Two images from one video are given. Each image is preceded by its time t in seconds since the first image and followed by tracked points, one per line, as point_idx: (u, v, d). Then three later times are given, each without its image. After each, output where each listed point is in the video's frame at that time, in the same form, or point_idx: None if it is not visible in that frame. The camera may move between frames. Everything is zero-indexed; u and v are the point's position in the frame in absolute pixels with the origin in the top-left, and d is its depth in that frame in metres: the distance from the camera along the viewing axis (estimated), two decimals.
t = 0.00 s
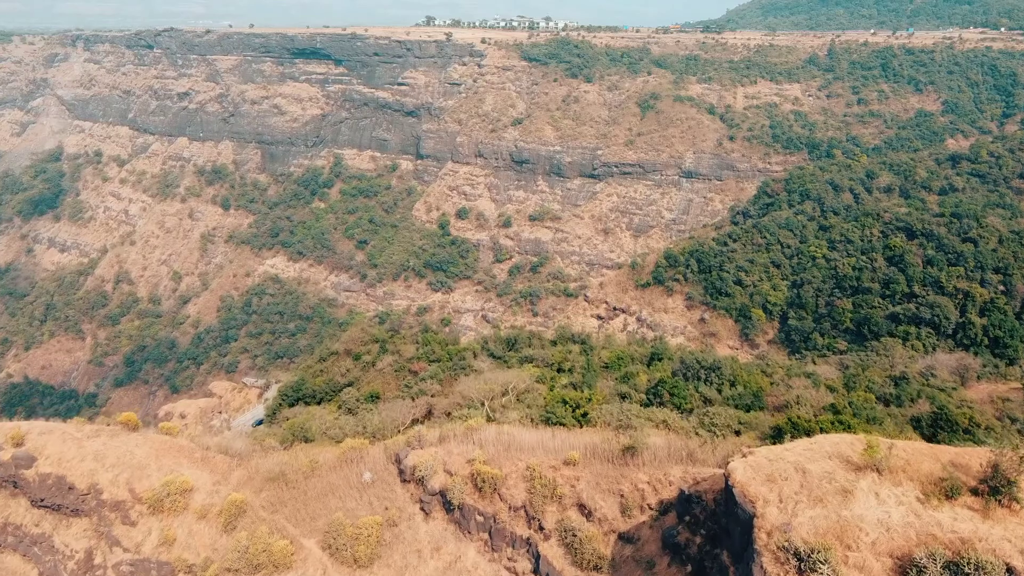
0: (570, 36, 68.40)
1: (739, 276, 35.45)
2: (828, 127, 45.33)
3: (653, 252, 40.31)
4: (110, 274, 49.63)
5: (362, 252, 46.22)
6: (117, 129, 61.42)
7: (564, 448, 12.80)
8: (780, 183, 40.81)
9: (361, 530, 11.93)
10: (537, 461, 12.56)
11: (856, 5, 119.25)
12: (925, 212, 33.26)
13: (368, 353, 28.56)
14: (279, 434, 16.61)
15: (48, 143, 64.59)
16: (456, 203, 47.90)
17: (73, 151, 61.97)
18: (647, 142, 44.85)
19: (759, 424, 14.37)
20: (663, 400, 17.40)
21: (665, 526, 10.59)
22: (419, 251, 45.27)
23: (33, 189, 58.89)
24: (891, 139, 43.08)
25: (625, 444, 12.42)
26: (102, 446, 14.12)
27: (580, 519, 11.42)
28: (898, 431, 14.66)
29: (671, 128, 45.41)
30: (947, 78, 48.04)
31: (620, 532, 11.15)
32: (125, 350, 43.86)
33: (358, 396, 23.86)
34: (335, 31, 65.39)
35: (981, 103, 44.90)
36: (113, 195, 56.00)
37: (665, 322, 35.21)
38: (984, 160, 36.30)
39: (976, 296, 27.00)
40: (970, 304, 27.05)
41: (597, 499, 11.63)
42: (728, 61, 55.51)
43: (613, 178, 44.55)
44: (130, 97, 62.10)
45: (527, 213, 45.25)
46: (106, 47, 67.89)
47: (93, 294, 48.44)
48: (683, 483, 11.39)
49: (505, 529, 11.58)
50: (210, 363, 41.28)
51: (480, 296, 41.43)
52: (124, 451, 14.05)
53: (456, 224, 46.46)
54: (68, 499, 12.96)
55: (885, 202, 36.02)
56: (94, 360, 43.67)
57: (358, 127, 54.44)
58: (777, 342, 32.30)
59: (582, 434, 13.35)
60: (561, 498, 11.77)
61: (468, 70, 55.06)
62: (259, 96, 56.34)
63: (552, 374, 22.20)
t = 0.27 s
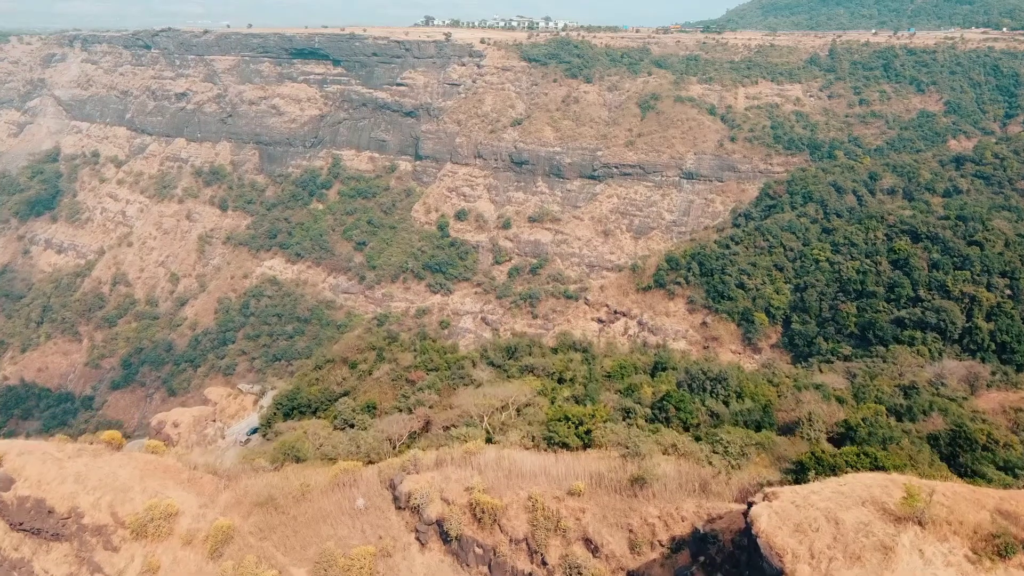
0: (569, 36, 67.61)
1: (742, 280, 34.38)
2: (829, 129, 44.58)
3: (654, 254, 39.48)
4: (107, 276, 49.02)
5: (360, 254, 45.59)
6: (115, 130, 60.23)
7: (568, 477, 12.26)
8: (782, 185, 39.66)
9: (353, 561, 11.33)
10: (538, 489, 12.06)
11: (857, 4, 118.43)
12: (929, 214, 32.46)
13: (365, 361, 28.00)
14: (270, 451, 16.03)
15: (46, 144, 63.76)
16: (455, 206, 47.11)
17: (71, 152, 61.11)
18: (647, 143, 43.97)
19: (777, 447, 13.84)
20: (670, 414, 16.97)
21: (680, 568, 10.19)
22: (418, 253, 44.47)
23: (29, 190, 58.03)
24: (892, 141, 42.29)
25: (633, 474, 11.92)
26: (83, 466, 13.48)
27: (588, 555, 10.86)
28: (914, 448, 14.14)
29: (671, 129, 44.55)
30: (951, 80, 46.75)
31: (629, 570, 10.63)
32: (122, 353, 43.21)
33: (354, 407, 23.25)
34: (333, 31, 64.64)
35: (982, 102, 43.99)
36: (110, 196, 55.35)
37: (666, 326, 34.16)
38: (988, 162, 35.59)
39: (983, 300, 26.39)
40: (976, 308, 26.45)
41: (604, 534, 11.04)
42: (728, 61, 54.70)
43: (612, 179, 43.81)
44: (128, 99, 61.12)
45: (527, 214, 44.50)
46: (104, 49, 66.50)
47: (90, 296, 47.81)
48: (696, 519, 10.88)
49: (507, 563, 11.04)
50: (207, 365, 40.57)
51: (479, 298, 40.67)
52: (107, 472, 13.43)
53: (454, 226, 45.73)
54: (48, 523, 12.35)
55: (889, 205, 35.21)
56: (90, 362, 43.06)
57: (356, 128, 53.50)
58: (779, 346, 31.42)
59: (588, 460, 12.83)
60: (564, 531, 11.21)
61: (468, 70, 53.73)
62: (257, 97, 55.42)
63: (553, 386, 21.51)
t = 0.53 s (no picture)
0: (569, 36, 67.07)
1: (744, 284, 33.44)
2: (831, 129, 43.90)
3: (656, 257, 38.74)
4: (104, 278, 48.26)
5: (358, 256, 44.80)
6: (112, 132, 59.42)
7: (573, 512, 11.74)
8: (785, 187, 38.81)
9: None
10: (541, 523, 11.52)
11: (857, 4, 117.62)
12: (934, 215, 31.72)
13: (361, 370, 27.30)
14: (260, 471, 15.40)
15: (43, 144, 62.90)
16: (454, 208, 46.32)
17: (68, 153, 60.22)
18: (648, 145, 43.21)
19: (794, 472, 13.30)
20: (676, 431, 16.44)
21: None
22: (417, 255, 43.66)
23: (26, 191, 57.11)
24: (895, 141, 41.51)
25: (643, 511, 11.39)
26: (62, 490, 12.84)
27: None
28: (933, 468, 13.55)
29: (671, 130, 43.69)
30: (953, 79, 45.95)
31: None
32: (119, 355, 42.51)
33: (350, 418, 22.61)
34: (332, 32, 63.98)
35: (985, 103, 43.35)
36: (107, 197, 54.43)
37: (668, 330, 33.25)
38: (994, 164, 34.86)
39: (989, 304, 25.74)
40: (983, 313, 25.82)
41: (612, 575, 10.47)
42: (729, 62, 53.92)
43: (613, 181, 43.08)
44: (126, 100, 60.26)
45: (526, 216, 43.73)
46: (101, 49, 65.76)
47: (86, 298, 47.08)
48: (712, 563, 10.38)
49: None
50: (204, 367, 39.86)
51: (478, 300, 39.98)
52: (86, 496, 12.76)
53: (453, 227, 44.84)
54: (23, 552, 11.67)
55: (893, 208, 34.49)
56: (87, 365, 42.36)
57: (355, 129, 52.82)
58: (783, 351, 30.54)
59: (594, 493, 12.30)
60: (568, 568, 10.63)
61: (467, 70, 52.72)
62: (255, 99, 54.65)
63: (553, 398, 20.86)
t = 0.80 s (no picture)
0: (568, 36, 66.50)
1: (746, 287, 32.53)
2: (832, 129, 43.24)
3: (658, 259, 38.02)
4: (100, 280, 47.53)
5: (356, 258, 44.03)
6: (109, 132, 58.62)
7: (579, 550, 11.12)
8: (787, 188, 38.17)
9: None
10: (545, 561, 10.92)
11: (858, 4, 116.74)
12: (939, 218, 30.87)
13: (356, 379, 26.55)
14: (250, 493, 14.75)
15: (40, 145, 62.02)
16: (453, 209, 45.56)
17: (64, 154, 59.28)
18: (648, 145, 42.38)
19: (811, 500, 12.74)
20: (683, 450, 15.93)
21: None
22: (415, 257, 42.86)
23: (22, 191, 56.21)
24: (896, 142, 40.76)
25: (654, 552, 10.80)
26: (39, 518, 12.19)
27: None
28: (956, 493, 12.98)
29: (671, 130, 42.83)
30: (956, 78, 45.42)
31: None
32: (116, 358, 41.87)
33: (345, 430, 21.94)
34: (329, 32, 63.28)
35: (988, 103, 42.88)
36: (103, 198, 53.54)
37: (669, 335, 32.37)
38: (999, 165, 34.01)
39: (996, 309, 24.86)
40: (989, 318, 24.93)
41: None
42: (730, 62, 52.99)
43: (613, 182, 42.38)
44: (123, 101, 59.45)
45: (526, 217, 43.00)
46: (97, 49, 64.88)
47: (82, 300, 46.34)
48: None
49: None
50: (201, 370, 39.19)
51: (477, 302, 39.29)
52: (64, 524, 12.09)
53: (452, 228, 44.10)
54: None
55: (897, 210, 33.67)
56: (83, 368, 41.69)
57: (353, 130, 52.04)
58: (785, 355, 29.70)
59: (601, 528, 11.68)
60: None
61: (465, 71, 51.55)
62: (252, 99, 53.74)
63: (553, 412, 20.17)
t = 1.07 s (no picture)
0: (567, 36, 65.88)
1: (749, 291, 31.61)
2: (834, 130, 42.53)
3: (659, 262, 37.32)
4: (97, 282, 46.83)
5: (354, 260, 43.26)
6: (106, 133, 57.78)
7: None
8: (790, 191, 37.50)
9: None
10: None
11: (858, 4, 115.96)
12: (944, 221, 29.94)
13: (352, 390, 25.73)
14: (240, 518, 14.13)
15: (37, 145, 61.20)
16: (452, 210, 44.86)
17: (61, 155, 58.47)
18: (648, 146, 41.65)
19: (831, 530, 12.20)
20: (691, 469, 15.29)
21: None
22: (414, 258, 42.13)
23: (19, 192, 55.44)
24: (899, 143, 40.03)
25: None
26: (13, 547, 11.57)
27: None
28: (983, 518, 12.42)
29: (671, 131, 42.13)
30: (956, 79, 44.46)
31: None
32: (112, 360, 41.21)
33: (339, 442, 21.25)
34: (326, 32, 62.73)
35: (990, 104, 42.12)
36: (100, 199, 52.82)
37: (671, 338, 31.57)
38: (1003, 167, 33.12)
39: (1004, 313, 23.94)
40: (997, 323, 24.00)
41: None
42: (731, 63, 52.27)
43: (613, 183, 41.69)
44: (120, 101, 58.63)
45: (525, 218, 42.26)
46: (94, 49, 63.96)
47: (79, 302, 45.61)
48: None
49: None
50: (198, 373, 38.50)
51: (476, 304, 38.59)
52: (39, 554, 11.48)
53: (450, 230, 43.40)
54: None
55: (902, 212, 32.76)
56: (79, 370, 41.04)
57: (351, 130, 51.31)
58: (790, 361, 28.82)
59: (609, 568, 11.08)
60: None
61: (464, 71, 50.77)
62: (251, 99, 53.04)
63: (554, 426, 19.46)
